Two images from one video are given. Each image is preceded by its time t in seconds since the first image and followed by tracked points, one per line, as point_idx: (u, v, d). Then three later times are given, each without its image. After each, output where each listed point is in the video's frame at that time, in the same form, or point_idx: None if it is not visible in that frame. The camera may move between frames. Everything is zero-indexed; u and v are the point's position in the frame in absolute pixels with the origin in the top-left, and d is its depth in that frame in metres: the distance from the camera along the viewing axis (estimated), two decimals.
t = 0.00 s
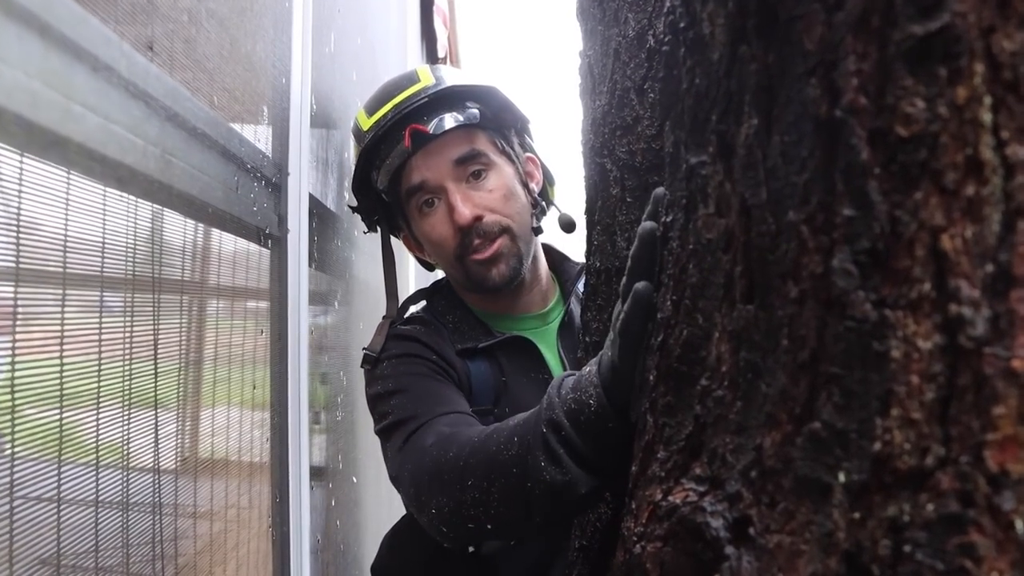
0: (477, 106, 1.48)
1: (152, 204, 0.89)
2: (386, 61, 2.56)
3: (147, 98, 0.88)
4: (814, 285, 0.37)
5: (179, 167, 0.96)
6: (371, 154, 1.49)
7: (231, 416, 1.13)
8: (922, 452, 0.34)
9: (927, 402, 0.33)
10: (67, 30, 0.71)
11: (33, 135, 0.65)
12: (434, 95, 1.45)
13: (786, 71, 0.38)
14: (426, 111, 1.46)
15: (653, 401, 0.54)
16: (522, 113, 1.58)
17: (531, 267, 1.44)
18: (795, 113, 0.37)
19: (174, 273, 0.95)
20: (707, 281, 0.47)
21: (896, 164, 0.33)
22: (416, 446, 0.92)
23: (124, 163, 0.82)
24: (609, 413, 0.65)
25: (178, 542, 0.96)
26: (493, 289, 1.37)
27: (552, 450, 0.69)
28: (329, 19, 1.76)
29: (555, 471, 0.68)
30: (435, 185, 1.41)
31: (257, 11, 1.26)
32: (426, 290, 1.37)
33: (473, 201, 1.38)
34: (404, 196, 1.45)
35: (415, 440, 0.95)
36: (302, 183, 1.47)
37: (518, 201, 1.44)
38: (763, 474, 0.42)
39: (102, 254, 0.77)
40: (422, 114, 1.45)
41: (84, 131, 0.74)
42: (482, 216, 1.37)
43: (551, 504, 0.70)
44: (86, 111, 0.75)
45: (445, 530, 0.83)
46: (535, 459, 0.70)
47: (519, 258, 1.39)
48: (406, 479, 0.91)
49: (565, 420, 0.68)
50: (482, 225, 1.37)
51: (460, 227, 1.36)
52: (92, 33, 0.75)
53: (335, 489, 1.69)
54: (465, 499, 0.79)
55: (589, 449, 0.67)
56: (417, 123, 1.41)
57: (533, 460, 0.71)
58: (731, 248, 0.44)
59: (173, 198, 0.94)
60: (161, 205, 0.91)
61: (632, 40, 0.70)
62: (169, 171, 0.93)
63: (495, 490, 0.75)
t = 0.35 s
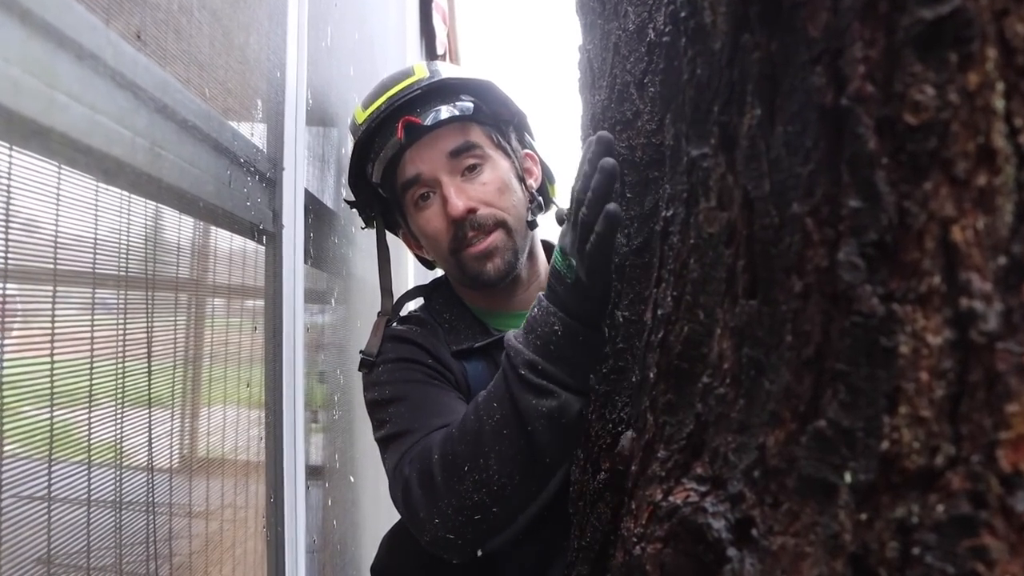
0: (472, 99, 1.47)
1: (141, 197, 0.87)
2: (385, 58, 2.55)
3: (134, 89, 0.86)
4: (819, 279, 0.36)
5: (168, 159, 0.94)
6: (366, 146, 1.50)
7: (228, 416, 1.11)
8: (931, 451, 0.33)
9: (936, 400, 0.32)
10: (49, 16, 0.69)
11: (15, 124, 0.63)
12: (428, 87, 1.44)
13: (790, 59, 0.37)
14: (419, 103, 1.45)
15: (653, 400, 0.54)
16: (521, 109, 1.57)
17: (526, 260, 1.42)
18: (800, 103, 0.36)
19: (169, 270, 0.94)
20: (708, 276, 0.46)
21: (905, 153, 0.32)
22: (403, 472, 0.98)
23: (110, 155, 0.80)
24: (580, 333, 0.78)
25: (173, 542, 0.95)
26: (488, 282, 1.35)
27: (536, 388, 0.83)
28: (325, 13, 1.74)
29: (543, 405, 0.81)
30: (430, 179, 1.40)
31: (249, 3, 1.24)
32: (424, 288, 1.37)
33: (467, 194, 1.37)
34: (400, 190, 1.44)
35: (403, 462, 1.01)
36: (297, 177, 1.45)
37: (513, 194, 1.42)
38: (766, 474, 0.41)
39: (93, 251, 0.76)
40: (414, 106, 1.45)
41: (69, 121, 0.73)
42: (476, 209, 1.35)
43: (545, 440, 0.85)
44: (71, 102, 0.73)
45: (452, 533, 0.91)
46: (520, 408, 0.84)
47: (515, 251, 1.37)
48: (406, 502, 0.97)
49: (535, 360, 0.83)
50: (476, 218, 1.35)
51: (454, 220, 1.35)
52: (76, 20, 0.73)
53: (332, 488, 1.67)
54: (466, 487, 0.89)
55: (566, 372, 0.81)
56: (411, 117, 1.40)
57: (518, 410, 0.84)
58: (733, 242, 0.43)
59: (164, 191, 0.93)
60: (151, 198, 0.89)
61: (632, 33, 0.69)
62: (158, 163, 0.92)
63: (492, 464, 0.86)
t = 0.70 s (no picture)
0: (472, 100, 1.46)
1: (140, 195, 0.86)
2: (385, 57, 2.55)
3: (132, 86, 0.86)
4: (825, 277, 0.36)
5: (166, 156, 0.94)
6: (366, 144, 1.50)
7: (228, 416, 1.11)
8: (940, 451, 0.32)
9: (945, 398, 0.32)
10: (46, 11, 0.68)
11: (10, 119, 0.62)
12: (428, 88, 1.44)
13: (793, 54, 0.36)
14: (419, 105, 1.45)
15: (657, 399, 0.53)
16: (522, 108, 1.58)
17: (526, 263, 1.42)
18: (805, 98, 0.36)
19: (169, 271, 0.93)
20: (711, 274, 0.45)
21: (912, 148, 0.32)
22: (402, 462, 0.96)
23: (107, 151, 0.80)
24: (608, 338, 0.76)
25: (173, 542, 0.94)
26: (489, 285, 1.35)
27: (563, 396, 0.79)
28: (325, 11, 1.74)
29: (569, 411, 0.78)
30: (430, 181, 1.39)
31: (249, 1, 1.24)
32: (423, 287, 1.36)
33: (467, 197, 1.36)
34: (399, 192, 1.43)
35: (400, 454, 1.00)
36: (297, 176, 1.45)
37: (514, 196, 1.42)
38: (771, 473, 0.40)
39: (91, 250, 0.75)
40: (415, 108, 1.45)
41: (65, 117, 0.72)
42: (477, 213, 1.34)
43: (566, 448, 0.79)
44: (67, 98, 0.72)
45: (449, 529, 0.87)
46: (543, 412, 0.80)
47: (515, 255, 1.37)
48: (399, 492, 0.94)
49: (567, 368, 0.79)
50: (477, 221, 1.34)
51: (454, 223, 1.34)
52: (71, 15, 0.73)
53: (333, 488, 1.67)
54: (472, 483, 0.85)
55: (593, 379, 0.78)
56: (411, 118, 1.39)
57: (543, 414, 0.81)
58: (736, 239, 0.43)
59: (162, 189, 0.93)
60: (150, 195, 0.89)
61: (633, 31, 0.69)
62: (156, 160, 0.91)
63: (503, 462, 0.83)
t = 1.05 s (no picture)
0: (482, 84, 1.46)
1: (145, 191, 0.87)
2: (387, 54, 2.54)
3: (139, 81, 0.86)
4: (837, 272, 0.36)
5: (172, 152, 0.94)
6: (379, 124, 1.49)
7: (232, 415, 1.11)
8: (954, 446, 0.32)
9: (959, 393, 0.32)
10: (53, 5, 0.68)
11: (17, 114, 0.63)
12: (439, 69, 1.44)
13: (804, 49, 0.36)
14: (430, 86, 1.45)
15: (665, 395, 0.53)
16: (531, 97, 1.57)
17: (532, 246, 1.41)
18: (816, 92, 0.36)
19: (173, 270, 0.93)
20: (721, 270, 0.45)
21: (925, 142, 0.32)
22: (396, 448, 0.98)
23: (113, 147, 0.80)
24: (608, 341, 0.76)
25: (176, 541, 0.94)
26: (495, 266, 1.35)
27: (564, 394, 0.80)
28: (329, 8, 1.74)
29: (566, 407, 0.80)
30: (439, 161, 1.39)
31: None
32: (427, 275, 1.35)
33: (475, 177, 1.36)
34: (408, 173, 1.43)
35: (395, 439, 1.01)
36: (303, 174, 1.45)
37: (522, 180, 1.42)
38: (782, 469, 0.40)
39: (97, 248, 0.75)
40: (426, 89, 1.44)
41: (72, 111, 0.72)
42: (484, 192, 1.34)
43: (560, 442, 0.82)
44: (74, 92, 0.73)
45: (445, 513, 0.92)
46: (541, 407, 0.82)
47: (521, 236, 1.37)
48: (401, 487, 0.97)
49: (568, 365, 0.80)
50: (484, 201, 1.34)
51: (461, 202, 1.34)
52: (80, 10, 0.73)
53: (337, 486, 1.67)
54: (464, 473, 0.87)
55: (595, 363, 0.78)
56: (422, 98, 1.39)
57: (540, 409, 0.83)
58: (746, 234, 0.43)
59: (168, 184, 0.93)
60: (156, 190, 0.89)
61: (640, 28, 0.69)
62: (162, 156, 0.92)
63: (497, 455, 0.85)
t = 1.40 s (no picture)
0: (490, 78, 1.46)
1: (154, 190, 0.87)
2: (392, 53, 2.54)
3: (150, 80, 0.87)
4: (850, 270, 0.36)
5: (182, 150, 0.95)
6: (388, 117, 1.49)
7: (236, 413, 1.11)
8: (970, 444, 0.32)
9: (975, 391, 0.32)
10: (66, 3, 0.69)
11: (30, 112, 0.63)
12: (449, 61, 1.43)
13: (817, 48, 0.36)
14: (439, 78, 1.45)
15: (675, 394, 0.53)
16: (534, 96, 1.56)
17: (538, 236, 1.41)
18: (829, 92, 0.36)
19: (178, 270, 0.93)
20: (732, 269, 0.45)
21: (941, 141, 0.32)
22: (381, 419, 1.01)
23: (126, 145, 0.81)
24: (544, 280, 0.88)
25: (181, 539, 0.94)
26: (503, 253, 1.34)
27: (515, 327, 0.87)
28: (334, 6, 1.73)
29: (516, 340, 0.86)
30: (448, 151, 1.39)
31: None
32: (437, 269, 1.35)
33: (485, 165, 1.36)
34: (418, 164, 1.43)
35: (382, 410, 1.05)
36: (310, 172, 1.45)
37: (529, 170, 1.42)
38: (795, 468, 0.40)
39: (103, 246, 0.75)
40: (435, 80, 1.44)
41: (85, 109, 0.73)
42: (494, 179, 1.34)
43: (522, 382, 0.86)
44: (86, 90, 0.73)
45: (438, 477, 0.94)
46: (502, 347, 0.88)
47: (529, 224, 1.36)
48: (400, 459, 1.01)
49: (514, 301, 0.88)
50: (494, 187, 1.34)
51: (471, 189, 1.34)
52: (94, 7, 0.74)
53: (341, 485, 1.67)
54: (440, 426, 0.90)
55: (603, 358, 0.80)
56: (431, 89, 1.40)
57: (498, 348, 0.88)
58: (757, 233, 0.42)
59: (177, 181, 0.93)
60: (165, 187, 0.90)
61: (646, 27, 0.69)
62: (172, 154, 0.92)
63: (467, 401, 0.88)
